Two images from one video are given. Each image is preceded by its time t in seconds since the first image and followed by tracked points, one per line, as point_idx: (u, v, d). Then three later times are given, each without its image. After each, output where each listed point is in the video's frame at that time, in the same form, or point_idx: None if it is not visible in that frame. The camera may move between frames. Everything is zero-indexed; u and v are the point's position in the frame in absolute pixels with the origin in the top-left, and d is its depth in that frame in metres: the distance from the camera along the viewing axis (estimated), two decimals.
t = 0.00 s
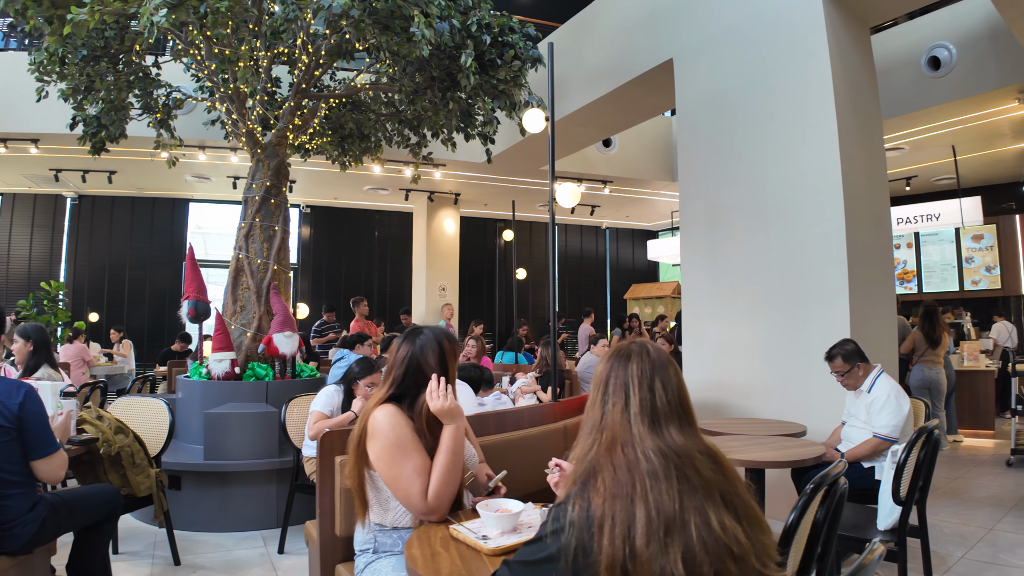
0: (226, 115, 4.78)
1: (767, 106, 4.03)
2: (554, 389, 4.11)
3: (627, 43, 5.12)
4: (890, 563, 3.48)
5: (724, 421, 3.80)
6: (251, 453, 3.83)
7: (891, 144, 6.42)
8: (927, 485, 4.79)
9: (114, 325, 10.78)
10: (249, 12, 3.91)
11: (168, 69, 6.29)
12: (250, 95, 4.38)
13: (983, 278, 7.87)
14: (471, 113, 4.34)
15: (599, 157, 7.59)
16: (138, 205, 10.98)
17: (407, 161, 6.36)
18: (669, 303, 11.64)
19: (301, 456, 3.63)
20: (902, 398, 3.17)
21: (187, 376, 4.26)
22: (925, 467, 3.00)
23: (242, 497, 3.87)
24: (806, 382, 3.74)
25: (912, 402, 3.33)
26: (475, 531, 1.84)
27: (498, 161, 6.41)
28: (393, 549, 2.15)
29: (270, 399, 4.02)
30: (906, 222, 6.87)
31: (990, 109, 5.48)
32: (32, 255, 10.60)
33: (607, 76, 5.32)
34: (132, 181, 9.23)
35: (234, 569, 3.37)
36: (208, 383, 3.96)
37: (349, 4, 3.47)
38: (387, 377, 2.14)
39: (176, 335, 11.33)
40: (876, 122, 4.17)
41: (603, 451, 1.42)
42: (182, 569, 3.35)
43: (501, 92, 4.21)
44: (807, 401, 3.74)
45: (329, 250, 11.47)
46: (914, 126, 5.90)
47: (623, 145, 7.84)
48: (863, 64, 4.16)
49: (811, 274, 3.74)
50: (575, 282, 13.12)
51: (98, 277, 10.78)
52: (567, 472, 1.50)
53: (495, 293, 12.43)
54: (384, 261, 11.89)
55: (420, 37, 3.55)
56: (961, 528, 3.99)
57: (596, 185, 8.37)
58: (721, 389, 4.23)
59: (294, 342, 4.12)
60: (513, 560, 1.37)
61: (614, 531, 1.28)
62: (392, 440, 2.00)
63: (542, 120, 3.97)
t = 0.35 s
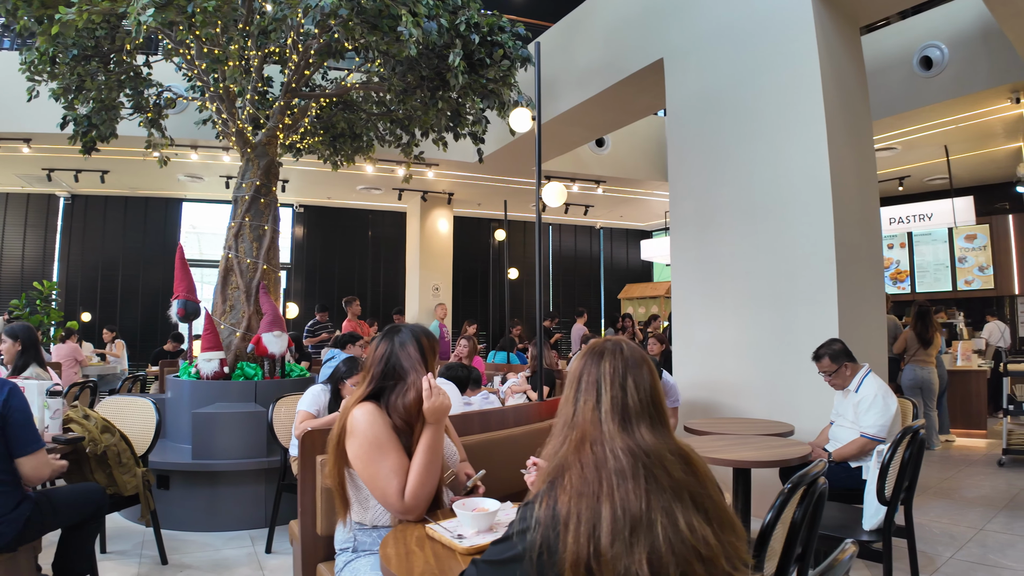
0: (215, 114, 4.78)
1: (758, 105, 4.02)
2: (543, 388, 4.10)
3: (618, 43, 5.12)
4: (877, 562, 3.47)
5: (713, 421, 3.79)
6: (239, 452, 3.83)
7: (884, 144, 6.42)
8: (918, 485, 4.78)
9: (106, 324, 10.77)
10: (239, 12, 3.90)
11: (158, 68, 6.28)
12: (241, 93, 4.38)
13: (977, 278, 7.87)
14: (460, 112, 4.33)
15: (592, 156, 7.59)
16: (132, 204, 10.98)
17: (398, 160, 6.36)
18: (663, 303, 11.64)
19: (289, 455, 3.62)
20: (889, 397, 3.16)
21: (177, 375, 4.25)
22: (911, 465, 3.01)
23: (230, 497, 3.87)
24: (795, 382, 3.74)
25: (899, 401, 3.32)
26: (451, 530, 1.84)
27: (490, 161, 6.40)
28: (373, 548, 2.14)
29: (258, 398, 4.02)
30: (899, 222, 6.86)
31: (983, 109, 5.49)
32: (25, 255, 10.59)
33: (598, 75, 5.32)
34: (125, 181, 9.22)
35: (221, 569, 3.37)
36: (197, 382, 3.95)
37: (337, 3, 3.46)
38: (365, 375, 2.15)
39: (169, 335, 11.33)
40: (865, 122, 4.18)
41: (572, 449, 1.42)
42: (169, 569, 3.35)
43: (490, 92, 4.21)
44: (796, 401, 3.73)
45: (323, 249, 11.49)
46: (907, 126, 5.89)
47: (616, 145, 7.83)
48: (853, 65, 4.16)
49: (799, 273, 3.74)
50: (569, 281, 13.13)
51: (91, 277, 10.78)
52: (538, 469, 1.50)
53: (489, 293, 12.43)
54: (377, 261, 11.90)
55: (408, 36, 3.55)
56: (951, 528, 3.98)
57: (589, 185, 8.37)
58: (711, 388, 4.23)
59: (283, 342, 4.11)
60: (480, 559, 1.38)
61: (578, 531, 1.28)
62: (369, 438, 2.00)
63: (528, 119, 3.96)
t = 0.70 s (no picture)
0: (203, 112, 4.76)
1: (747, 105, 4.02)
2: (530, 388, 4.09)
3: (608, 42, 5.11)
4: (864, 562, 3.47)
5: (701, 421, 3.78)
6: (226, 452, 3.82)
7: (875, 144, 6.42)
8: (909, 486, 4.77)
9: (97, 324, 10.74)
10: (227, 10, 3.89)
11: (147, 66, 6.25)
12: (231, 91, 4.37)
13: (968, 278, 7.88)
14: (448, 111, 4.33)
15: (584, 156, 7.58)
16: (124, 204, 10.96)
17: (388, 159, 6.35)
18: (655, 302, 11.64)
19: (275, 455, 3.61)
20: (875, 397, 3.16)
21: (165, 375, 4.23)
22: (895, 465, 3.00)
23: (216, 497, 3.85)
24: (784, 382, 3.73)
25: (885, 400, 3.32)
26: (426, 530, 1.83)
27: (480, 159, 6.39)
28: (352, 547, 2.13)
29: (245, 398, 4.00)
30: (890, 222, 6.86)
31: (973, 109, 5.50)
32: (15, 254, 10.55)
33: (589, 75, 5.31)
34: (116, 180, 9.19)
35: (206, 569, 3.35)
36: (184, 382, 3.94)
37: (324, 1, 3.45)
38: (343, 373, 2.14)
39: (160, 334, 11.31)
40: (854, 121, 4.17)
41: (541, 449, 1.41)
42: (154, 569, 3.34)
43: (479, 90, 4.21)
44: (784, 401, 3.73)
45: (315, 249, 11.48)
46: (898, 126, 5.89)
47: (607, 144, 7.83)
48: (842, 64, 4.16)
49: (787, 273, 3.74)
50: (562, 281, 13.13)
51: (82, 276, 10.76)
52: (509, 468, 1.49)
53: (481, 292, 12.42)
54: (370, 261, 11.89)
55: (394, 35, 3.55)
56: (939, 529, 3.97)
57: (581, 185, 8.37)
58: (700, 388, 4.22)
59: (270, 341, 4.08)
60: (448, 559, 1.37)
61: (544, 531, 1.28)
62: (346, 438, 2.00)
63: (514, 117, 3.95)
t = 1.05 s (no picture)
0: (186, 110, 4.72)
1: (734, 104, 4.00)
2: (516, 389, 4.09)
3: (595, 41, 5.09)
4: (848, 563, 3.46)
5: (685, 421, 3.77)
6: (209, 452, 3.79)
7: (863, 144, 6.42)
8: (896, 486, 4.76)
9: (84, 324, 10.69)
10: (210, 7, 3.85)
11: (132, 64, 6.20)
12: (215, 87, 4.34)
13: (957, 278, 7.89)
14: (434, 110, 4.30)
15: (573, 156, 7.58)
16: (111, 203, 10.91)
17: (374, 158, 6.32)
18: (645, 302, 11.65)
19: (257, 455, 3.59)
20: (859, 398, 3.15)
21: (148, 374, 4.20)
22: (879, 467, 2.98)
23: (199, 497, 3.83)
24: (768, 383, 3.72)
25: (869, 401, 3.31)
26: (395, 533, 1.81)
27: (468, 158, 6.38)
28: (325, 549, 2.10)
29: (228, 398, 3.98)
30: (879, 222, 6.86)
31: (962, 109, 5.51)
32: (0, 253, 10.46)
33: (577, 74, 5.29)
34: (103, 178, 9.13)
35: (187, 570, 3.33)
36: (167, 382, 3.91)
37: None
38: (318, 372, 2.07)
39: (147, 334, 11.26)
40: (841, 121, 4.17)
41: (505, 450, 1.39)
42: (134, 570, 3.31)
43: (464, 89, 4.20)
44: (768, 402, 3.72)
45: (303, 248, 11.45)
46: (886, 127, 5.89)
47: (597, 144, 7.81)
48: (828, 66, 4.16)
49: (773, 273, 3.72)
50: (552, 281, 13.12)
51: (68, 276, 10.70)
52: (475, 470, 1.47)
53: (471, 292, 12.40)
54: (358, 260, 11.86)
55: (377, 32, 3.52)
56: (925, 530, 3.95)
57: (571, 184, 8.36)
58: (685, 388, 4.20)
59: (253, 341, 4.09)
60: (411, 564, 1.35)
61: (505, 535, 1.26)
62: (321, 437, 1.94)
63: (497, 116, 3.93)
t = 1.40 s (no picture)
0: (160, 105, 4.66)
1: (716, 102, 3.97)
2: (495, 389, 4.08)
3: (576, 39, 5.06)
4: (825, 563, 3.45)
5: (663, 421, 3.74)
6: (180, 453, 3.72)
7: (844, 144, 6.43)
8: (875, 486, 4.76)
9: (60, 322, 10.56)
10: None
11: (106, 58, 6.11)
12: (190, 81, 4.28)
13: (937, 278, 7.93)
14: (411, 107, 4.27)
15: (555, 155, 7.58)
16: (89, 200, 10.79)
17: (354, 155, 6.29)
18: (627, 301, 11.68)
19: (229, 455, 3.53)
20: (836, 397, 3.13)
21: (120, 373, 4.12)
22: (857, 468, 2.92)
23: (171, 498, 3.77)
24: (746, 382, 3.70)
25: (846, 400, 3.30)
26: (351, 537, 1.76)
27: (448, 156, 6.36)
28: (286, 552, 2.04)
29: (201, 398, 3.91)
30: (860, 222, 6.88)
31: (943, 109, 5.55)
32: None
33: (558, 71, 5.25)
34: (80, 175, 9.01)
35: (155, 572, 3.26)
36: (138, 381, 3.84)
37: None
38: (281, 369, 1.99)
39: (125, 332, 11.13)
40: (820, 121, 4.16)
41: (454, 451, 1.31)
42: (101, 572, 3.24)
43: (441, 84, 4.14)
44: (746, 401, 3.71)
45: (284, 246, 11.38)
46: (866, 127, 5.91)
47: (580, 143, 7.81)
48: (808, 65, 4.15)
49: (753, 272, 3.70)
50: (535, 280, 13.12)
51: (45, 273, 10.56)
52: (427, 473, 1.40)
53: (453, 291, 12.37)
54: (339, 258, 11.81)
55: (351, 26, 3.50)
56: (904, 529, 3.92)
57: (553, 183, 8.34)
58: (664, 387, 4.18)
59: (227, 340, 4.02)
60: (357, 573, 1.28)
61: (450, 540, 1.18)
62: (282, 437, 1.86)
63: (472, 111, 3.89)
